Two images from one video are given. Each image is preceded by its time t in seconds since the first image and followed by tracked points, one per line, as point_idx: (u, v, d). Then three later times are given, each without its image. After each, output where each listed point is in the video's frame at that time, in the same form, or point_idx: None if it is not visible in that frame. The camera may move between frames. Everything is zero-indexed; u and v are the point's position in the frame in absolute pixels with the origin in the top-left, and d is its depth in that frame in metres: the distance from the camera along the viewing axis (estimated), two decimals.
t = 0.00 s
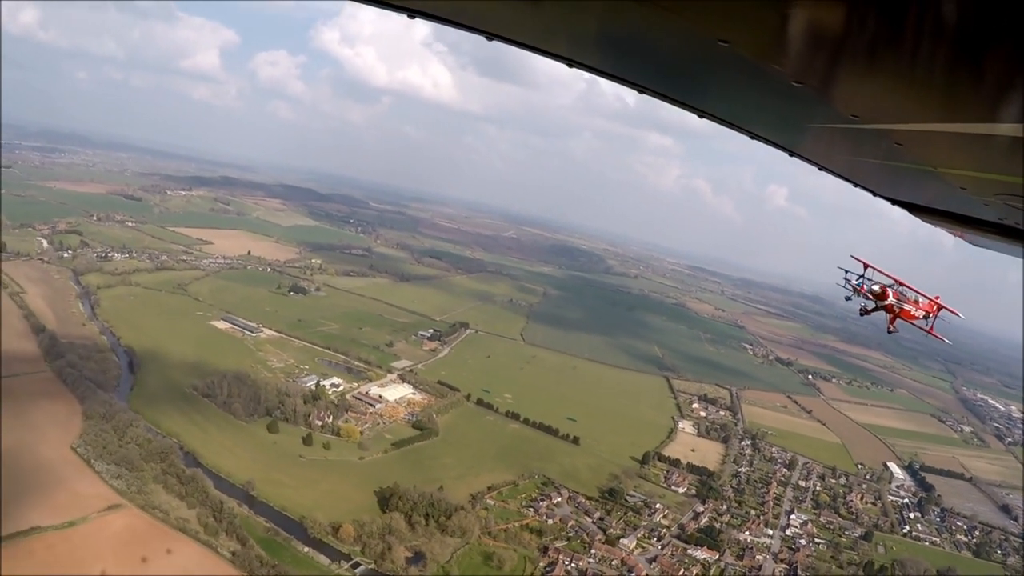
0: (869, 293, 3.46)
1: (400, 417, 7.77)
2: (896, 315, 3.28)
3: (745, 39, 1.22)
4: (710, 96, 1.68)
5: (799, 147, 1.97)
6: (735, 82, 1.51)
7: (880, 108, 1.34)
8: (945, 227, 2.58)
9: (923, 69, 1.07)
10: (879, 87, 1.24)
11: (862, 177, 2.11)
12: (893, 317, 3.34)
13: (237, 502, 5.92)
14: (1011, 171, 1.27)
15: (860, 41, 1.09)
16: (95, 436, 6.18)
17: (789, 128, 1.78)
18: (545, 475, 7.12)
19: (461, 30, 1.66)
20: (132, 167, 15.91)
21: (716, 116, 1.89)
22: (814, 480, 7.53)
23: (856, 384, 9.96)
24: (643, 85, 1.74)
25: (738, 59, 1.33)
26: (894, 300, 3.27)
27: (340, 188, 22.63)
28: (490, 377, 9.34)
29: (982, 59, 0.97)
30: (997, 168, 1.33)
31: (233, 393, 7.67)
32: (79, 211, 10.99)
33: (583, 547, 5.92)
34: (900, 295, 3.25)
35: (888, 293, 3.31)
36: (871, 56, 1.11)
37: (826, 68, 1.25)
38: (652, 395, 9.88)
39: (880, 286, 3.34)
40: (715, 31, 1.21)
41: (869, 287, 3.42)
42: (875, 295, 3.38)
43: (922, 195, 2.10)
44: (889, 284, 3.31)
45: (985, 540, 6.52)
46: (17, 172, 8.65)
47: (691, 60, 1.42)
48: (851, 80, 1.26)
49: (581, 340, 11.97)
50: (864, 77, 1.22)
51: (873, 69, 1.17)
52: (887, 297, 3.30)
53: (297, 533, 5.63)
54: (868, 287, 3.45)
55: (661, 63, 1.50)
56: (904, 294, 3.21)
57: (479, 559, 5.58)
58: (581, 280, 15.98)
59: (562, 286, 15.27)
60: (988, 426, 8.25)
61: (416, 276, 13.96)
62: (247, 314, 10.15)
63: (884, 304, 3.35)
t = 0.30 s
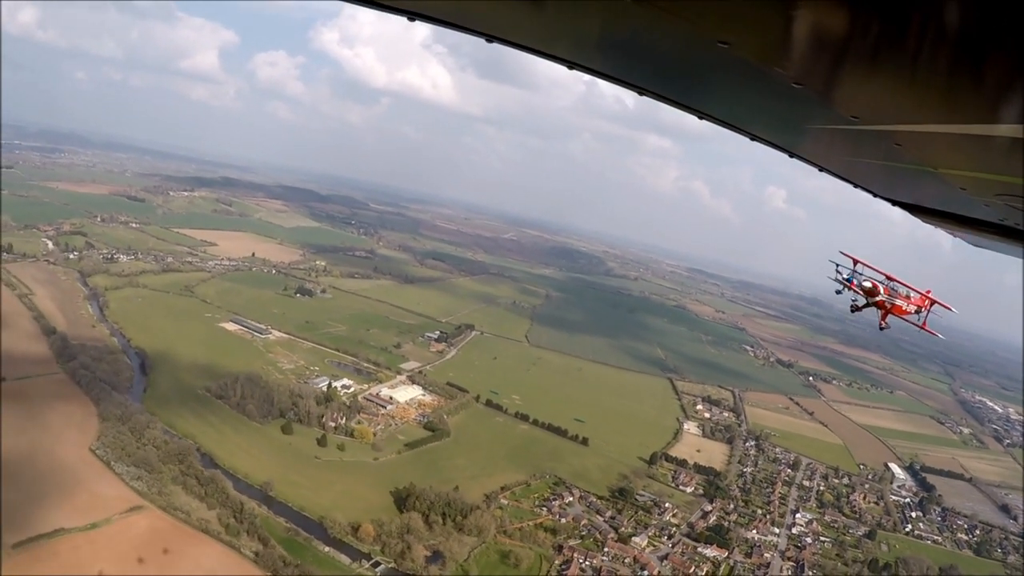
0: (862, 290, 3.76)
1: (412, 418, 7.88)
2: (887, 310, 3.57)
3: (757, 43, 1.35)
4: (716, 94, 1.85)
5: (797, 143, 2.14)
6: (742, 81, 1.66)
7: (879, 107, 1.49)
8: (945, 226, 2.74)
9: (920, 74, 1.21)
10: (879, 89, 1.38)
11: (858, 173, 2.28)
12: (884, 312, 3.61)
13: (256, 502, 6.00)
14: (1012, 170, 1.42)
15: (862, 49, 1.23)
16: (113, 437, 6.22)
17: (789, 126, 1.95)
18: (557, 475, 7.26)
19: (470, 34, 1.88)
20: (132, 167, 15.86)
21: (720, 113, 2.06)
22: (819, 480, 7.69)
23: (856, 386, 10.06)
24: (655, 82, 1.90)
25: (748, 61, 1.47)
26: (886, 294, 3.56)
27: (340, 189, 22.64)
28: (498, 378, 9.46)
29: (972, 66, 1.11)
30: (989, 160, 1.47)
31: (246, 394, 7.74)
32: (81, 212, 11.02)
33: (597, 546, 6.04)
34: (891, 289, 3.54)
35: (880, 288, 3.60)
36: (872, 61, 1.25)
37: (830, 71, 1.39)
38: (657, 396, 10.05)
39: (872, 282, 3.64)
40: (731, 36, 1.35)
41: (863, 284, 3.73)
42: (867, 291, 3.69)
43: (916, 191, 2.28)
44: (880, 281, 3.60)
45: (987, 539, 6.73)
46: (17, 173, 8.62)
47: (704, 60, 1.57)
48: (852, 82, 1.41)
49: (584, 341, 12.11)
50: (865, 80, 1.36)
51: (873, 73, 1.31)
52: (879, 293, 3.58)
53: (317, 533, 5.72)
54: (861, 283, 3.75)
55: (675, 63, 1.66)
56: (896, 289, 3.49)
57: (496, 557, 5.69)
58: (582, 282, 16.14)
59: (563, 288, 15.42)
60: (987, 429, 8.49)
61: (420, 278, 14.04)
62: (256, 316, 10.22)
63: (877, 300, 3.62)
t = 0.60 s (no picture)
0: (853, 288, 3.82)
1: (422, 415, 7.99)
2: (882, 308, 3.65)
3: (763, 55, 1.46)
4: (717, 97, 1.95)
5: (795, 145, 2.26)
6: (744, 87, 1.76)
7: (879, 109, 1.60)
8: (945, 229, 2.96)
9: (916, 80, 1.32)
10: (880, 93, 1.49)
11: (856, 174, 2.42)
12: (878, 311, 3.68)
13: (274, 498, 6.09)
14: (1011, 171, 1.65)
15: (862, 60, 1.34)
16: (131, 435, 6.49)
17: (788, 129, 2.07)
18: (566, 472, 7.42)
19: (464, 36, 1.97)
20: (134, 165, 15.85)
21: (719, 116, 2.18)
22: (821, 480, 7.87)
23: (855, 387, 10.14)
24: (658, 86, 2.01)
25: (754, 68, 1.57)
26: (879, 294, 3.65)
27: (340, 187, 22.64)
28: (505, 377, 9.59)
29: (965, 73, 1.22)
30: (986, 151, 1.60)
31: (259, 392, 7.83)
32: (85, 209, 11.36)
33: (608, 541, 6.17)
34: (885, 287, 3.63)
35: (873, 286, 3.68)
36: (873, 69, 1.36)
37: (833, 79, 1.49)
38: (660, 395, 10.22)
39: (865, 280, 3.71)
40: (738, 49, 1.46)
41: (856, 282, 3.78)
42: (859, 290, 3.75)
43: (911, 191, 2.45)
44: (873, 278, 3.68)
45: (986, 539, 6.92)
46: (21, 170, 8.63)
47: (711, 66, 1.66)
48: (854, 87, 1.51)
49: (587, 341, 12.27)
50: (865, 85, 1.47)
51: (874, 79, 1.42)
52: (873, 291, 3.65)
53: (335, 529, 5.82)
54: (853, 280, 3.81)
55: (680, 68, 1.76)
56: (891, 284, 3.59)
57: (510, 553, 5.83)
58: (584, 281, 16.28)
59: (565, 288, 15.55)
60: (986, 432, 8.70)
61: (423, 277, 14.12)
62: (264, 314, 10.28)
63: (870, 298, 3.67)
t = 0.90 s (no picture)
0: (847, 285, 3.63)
1: (434, 412, 8.11)
2: (877, 305, 3.46)
3: (759, 57, 1.31)
4: (714, 97, 1.75)
5: (795, 148, 2.08)
6: (740, 86, 1.58)
7: (880, 115, 1.45)
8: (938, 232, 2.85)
9: (922, 87, 1.19)
10: (887, 98, 1.33)
11: (853, 176, 2.26)
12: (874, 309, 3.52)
13: (295, 495, 6.19)
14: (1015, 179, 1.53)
15: (866, 64, 1.20)
16: (150, 433, 6.58)
17: (791, 132, 1.88)
18: (578, 468, 7.60)
19: (462, 36, 1.80)
20: (137, 163, 15.88)
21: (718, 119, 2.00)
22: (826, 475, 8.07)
23: (857, 385, 10.44)
24: (648, 84, 1.81)
25: (755, 71, 1.42)
26: (874, 289, 3.46)
27: (340, 185, 22.66)
28: (514, 374, 9.72)
29: (973, 79, 1.09)
30: (993, 159, 1.46)
31: (273, 390, 7.93)
32: (91, 208, 11.38)
33: (621, 536, 6.41)
34: (880, 283, 3.45)
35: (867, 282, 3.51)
36: (877, 75, 1.23)
37: (833, 86, 1.35)
38: (666, 393, 10.38)
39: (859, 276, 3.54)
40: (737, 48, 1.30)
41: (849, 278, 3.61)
42: (853, 286, 3.58)
43: (910, 195, 2.31)
44: (868, 275, 3.53)
45: (987, 534, 7.16)
46: (24, 168, 8.61)
47: (701, 64, 1.49)
48: (857, 91, 1.36)
49: (591, 339, 12.40)
50: (868, 93, 1.34)
51: (878, 86, 1.28)
52: (866, 286, 3.48)
53: (356, 525, 5.93)
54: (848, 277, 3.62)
55: (673, 64, 1.56)
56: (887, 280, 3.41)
57: (528, 546, 5.97)
58: (585, 279, 16.42)
59: (568, 285, 15.68)
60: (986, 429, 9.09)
61: (427, 274, 14.20)
62: (273, 312, 10.36)
63: (864, 295, 3.52)
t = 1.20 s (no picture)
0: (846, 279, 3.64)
1: (448, 406, 8.22)
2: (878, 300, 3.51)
3: (755, 70, 1.18)
4: (713, 104, 1.61)
5: (791, 150, 1.96)
6: (742, 93, 1.43)
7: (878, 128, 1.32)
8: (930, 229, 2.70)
9: (924, 106, 1.05)
10: (888, 113, 1.19)
11: (845, 177, 2.13)
12: (874, 302, 3.57)
13: (317, 488, 6.29)
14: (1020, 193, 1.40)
15: (864, 82, 1.07)
16: (172, 428, 6.69)
17: (786, 135, 1.75)
18: (590, 460, 7.75)
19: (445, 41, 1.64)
20: (142, 158, 15.91)
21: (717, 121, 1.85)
22: (832, 470, 8.16)
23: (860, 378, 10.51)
24: (645, 90, 1.65)
25: (748, 81, 1.27)
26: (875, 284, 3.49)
27: (342, 178, 22.69)
28: (524, 368, 9.85)
29: (974, 105, 0.97)
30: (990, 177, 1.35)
31: (288, 384, 8.02)
32: (94, 202, 11.72)
33: (634, 526, 6.60)
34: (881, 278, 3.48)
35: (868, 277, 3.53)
36: (877, 91, 1.09)
37: (831, 101, 1.23)
38: (672, 386, 10.54)
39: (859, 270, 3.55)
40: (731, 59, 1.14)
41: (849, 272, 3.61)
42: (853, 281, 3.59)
43: (900, 195, 2.15)
44: (867, 269, 3.53)
45: (989, 526, 7.40)
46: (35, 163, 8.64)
47: (704, 74, 1.33)
48: (859, 104, 1.21)
49: (597, 332, 12.54)
50: (868, 109, 1.21)
51: (877, 102, 1.15)
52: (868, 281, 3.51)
53: (377, 516, 6.05)
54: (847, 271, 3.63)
55: (659, 70, 1.41)
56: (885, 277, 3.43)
57: (545, 537, 6.17)
58: (589, 273, 16.55)
59: (572, 279, 15.80)
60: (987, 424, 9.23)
61: (433, 268, 14.28)
62: (284, 307, 10.45)
63: (864, 289, 3.56)
